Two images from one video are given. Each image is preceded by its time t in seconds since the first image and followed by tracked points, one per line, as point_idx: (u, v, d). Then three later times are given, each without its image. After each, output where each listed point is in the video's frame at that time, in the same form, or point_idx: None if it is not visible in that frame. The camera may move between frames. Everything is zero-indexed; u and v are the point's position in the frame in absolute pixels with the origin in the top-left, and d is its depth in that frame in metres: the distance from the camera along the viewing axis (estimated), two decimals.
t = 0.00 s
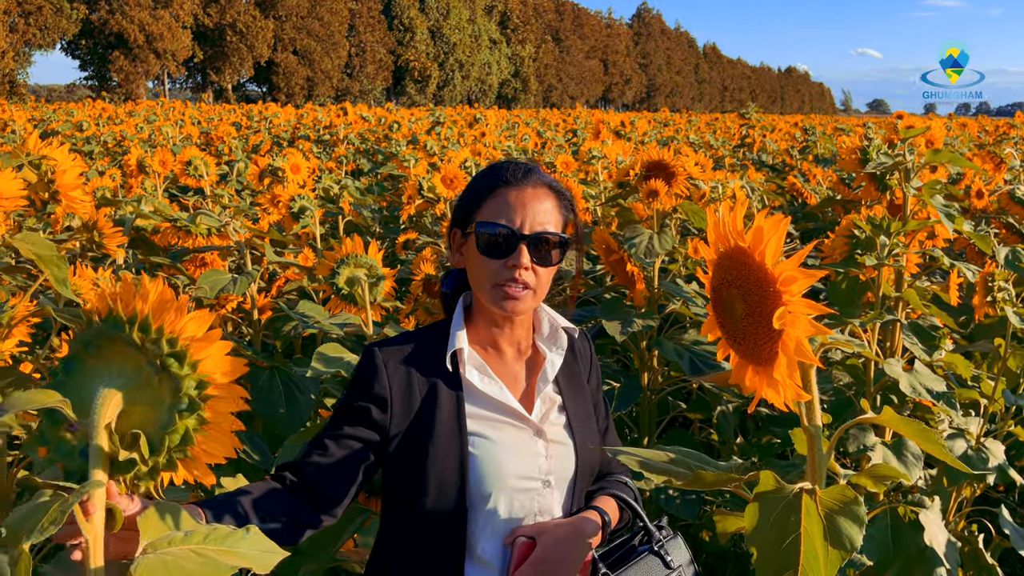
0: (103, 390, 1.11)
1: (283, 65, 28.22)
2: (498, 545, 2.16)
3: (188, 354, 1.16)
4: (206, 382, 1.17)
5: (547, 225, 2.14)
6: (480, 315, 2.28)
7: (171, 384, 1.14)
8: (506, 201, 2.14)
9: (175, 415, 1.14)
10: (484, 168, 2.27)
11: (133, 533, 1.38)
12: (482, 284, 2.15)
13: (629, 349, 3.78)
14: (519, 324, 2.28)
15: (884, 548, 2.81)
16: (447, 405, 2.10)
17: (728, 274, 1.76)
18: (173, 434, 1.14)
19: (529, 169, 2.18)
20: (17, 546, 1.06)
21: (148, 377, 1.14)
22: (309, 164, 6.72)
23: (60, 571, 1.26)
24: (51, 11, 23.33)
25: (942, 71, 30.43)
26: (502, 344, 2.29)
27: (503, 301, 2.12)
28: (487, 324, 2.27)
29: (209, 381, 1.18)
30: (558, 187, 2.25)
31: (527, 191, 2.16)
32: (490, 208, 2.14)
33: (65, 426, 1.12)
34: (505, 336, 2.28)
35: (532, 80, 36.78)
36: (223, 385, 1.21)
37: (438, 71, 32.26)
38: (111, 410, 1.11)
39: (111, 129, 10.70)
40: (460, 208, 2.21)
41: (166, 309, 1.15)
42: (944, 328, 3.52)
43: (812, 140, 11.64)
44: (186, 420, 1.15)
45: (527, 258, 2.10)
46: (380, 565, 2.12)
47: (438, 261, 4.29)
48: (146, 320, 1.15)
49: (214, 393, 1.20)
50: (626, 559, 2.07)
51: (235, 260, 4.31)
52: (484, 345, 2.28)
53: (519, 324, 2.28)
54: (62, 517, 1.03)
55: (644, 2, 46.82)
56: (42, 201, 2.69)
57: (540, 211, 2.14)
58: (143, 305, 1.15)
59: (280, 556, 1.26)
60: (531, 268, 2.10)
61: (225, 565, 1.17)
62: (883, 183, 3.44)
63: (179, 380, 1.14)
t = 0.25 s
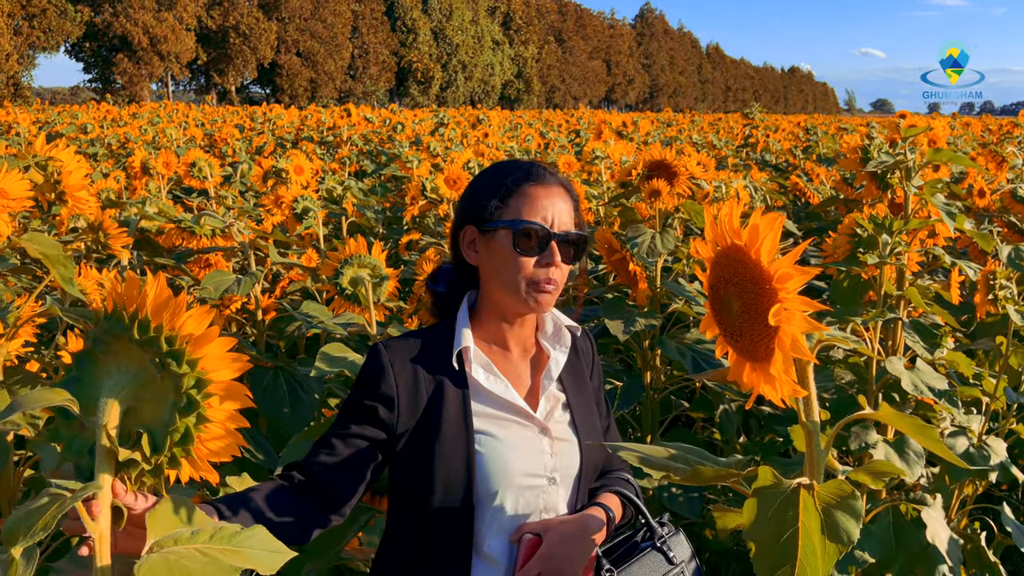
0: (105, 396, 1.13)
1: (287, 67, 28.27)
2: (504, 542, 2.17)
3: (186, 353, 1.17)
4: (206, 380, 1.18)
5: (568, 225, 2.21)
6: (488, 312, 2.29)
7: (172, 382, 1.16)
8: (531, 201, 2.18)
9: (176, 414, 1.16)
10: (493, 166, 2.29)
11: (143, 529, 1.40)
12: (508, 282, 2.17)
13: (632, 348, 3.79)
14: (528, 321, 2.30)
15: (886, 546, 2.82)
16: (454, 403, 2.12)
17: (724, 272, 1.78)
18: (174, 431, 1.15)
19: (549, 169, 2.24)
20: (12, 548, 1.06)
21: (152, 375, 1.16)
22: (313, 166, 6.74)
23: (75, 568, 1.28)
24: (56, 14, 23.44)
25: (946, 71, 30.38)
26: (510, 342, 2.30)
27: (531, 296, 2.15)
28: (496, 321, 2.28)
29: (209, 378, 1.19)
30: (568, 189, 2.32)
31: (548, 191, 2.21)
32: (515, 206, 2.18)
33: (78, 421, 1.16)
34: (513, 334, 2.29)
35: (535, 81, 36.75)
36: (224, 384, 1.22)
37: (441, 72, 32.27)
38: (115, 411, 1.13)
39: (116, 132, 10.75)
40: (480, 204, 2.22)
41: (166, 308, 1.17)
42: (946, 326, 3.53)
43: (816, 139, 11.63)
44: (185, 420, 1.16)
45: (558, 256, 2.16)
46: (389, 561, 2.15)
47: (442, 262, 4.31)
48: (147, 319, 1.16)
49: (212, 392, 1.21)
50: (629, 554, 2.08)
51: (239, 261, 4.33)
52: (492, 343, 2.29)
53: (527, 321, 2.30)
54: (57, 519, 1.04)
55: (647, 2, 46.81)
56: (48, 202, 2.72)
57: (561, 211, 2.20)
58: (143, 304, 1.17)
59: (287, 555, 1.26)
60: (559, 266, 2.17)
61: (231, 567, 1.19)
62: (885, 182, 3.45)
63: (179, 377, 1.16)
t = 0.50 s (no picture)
0: (111, 401, 1.15)
1: (289, 70, 28.35)
2: (507, 542, 2.19)
3: (190, 359, 1.19)
4: (209, 386, 1.20)
5: (574, 229, 2.24)
6: (492, 315, 2.31)
7: (177, 387, 1.18)
8: (542, 206, 2.20)
9: (180, 419, 1.17)
10: (495, 171, 2.32)
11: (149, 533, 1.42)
12: (518, 286, 2.19)
13: (632, 350, 3.81)
14: (531, 323, 2.32)
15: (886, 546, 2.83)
16: (457, 405, 2.14)
17: (718, 275, 1.80)
18: (177, 436, 1.17)
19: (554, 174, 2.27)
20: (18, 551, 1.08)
21: (156, 380, 1.18)
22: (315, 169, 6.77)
23: (81, 569, 1.30)
24: (60, 19, 23.56)
25: (948, 70, 30.35)
26: (513, 344, 2.31)
27: (541, 300, 2.18)
28: (499, 324, 2.30)
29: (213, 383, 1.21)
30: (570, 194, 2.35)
31: (555, 195, 2.24)
32: (526, 211, 2.20)
33: (84, 424, 1.17)
34: (517, 336, 2.31)
35: (538, 83, 36.77)
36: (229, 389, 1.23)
37: (443, 75, 32.31)
38: (119, 416, 1.16)
39: (119, 136, 10.80)
40: (488, 208, 2.23)
41: (171, 314, 1.19)
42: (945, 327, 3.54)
43: (818, 140, 11.63)
44: (189, 425, 1.17)
45: (568, 261, 2.18)
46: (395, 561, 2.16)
47: (443, 264, 4.33)
48: (152, 324, 1.18)
49: (215, 397, 1.23)
50: (628, 554, 2.10)
51: (242, 264, 4.36)
52: (495, 345, 2.31)
53: (530, 324, 2.32)
54: (62, 524, 1.06)
55: (649, 4, 46.83)
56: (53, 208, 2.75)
57: (568, 216, 2.23)
58: (148, 309, 1.19)
59: (291, 558, 1.27)
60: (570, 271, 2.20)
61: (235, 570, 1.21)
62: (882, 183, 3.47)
63: (183, 382, 1.18)
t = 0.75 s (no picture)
0: (122, 403, 1.17)
1: (291, 74, 28.40)
2: (512, 544, 2.20)
3: (202, 363, 1.20)
4: (220, 391, 1.21)
5: (576, 232, 2.25)
6: (498, 318, 2.32)
7: (187, 392, 1.19)
8: (545, 209, 2.22)
9: (191, 423, 1.19)
10: (500, 175, 2.33)
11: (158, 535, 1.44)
12: (521, 289, 2.20)
13: (634, 352, 3.82)
14: (536, 326, 2.33)
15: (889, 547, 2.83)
16: (463, 407, 2.15)
17: (721, 277, 1.81)
18: (189, 440, 1.18)
19: (557, 178, 2.29)
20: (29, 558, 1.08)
21: (166, 385, 1.19)
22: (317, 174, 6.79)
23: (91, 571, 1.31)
24: (62, 25, 23.65)
25: (949, 70, 30.33)
26: (518, 347, 2.32)
27: (543, 303, 2.19)
28: (505, 327, 2.31)
29: (225, 389, 1.22)
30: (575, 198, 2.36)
31: (558, 199, 2.25)
32: (529, 214, 2.21)
33: (93, 430, 1.19)
34: (523, 339, 2.32)
35: (539, 85, 36.80)
36: (240, 394, 1.25)
37: (445, 78, 32.35)
38: (130, 420, 1.17)
39: (122, 142, 10.84)
40: (491, 211, 2.25)
41: (183, 320, 1.21)
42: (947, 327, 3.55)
43: (819, 141, 11.63)
44: (201, 429, 1.19)
45: (570, 264, 2.19)
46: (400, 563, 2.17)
47: (445, 268, 4.35)
48: (163, 330, 1.20)
49: (226, 402, 1.24)
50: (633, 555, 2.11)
51: (246, 269, 4.39)
52: (500, 348, 2.31)
53: (536, 327, 2.33)
54: (77, 526, 1.07)
55: (649, 6, 46.86)
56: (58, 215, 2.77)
57: (570, 219, 2.24)
58: (159, 315, 1.20)
59: (296, 561, 1.28)
60: (573, 273, 2.21)
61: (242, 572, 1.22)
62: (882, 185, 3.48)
63: (194, 387, 1.19)
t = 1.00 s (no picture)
0: (127, 403, 1.17)
1: (292, 79, 28.44)
2: (513, 546, 2.21)
3: (207, 369, 1.22)
4: (225, 396, 1.23)
5: (566, 234, 2.24)
6: (497, 323, 2.34)
7: (192, 398, 1.20)
8: (528, 213, 2.23)
9: (196, 428, 1.20)
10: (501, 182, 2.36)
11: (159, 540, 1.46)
12: (505, 292, 2.22)
13: (635, 355, 3.83)
14: (535, 330, 2.34)
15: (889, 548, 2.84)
16: (463, 411, 2.16)
17: (717, 280, 1.82)
18: (193, 445, 1.20)
19: (551, 182, 2.29)
20: (49, 558, 1.10)
21: (170, 391, 1.20)
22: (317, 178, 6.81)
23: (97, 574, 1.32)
24: (64, 32, 23.71)
25: (949, 70, 30.33)
26: (518, 352, 2.34)
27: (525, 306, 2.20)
28: (504, 332, 2.33)
29: (230, 396, 1.25)
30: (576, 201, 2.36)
31: (549, 202, 2.25)
32: (512, 218, 2.24)
33: (91, 438, 1.20)
34: (521, 343, 2.33)
35: (540, 88, 36.81)
36: (243, 400, 1.27)
37: (445, 81, 32.37)
38: (132, 425, 1.17)
39: (124, 148, 10.86)
40: (481, 218, 2.29)
41: (187, 327, 1.23)
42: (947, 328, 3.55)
43: (819, 142, 11.63)
44: (206, 433, 1.20)
45: (549, 265, 2.18)
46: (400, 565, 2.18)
47: (446, 272, 4.36)
48: (168, 336, 1.21)
49: (231, 407, 1.26)
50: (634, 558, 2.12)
51: (247, 274, 4.40)
52: (500, 353, 2.33)
53: (534, 331, 2.34)
54: (92, 526, 1.08)
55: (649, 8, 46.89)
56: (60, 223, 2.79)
57: (560, 221, 2.24)
58: (164, 321, 1.22)
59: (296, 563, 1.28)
60: (552, 275, 2.19)
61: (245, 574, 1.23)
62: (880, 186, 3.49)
63: (199, 393, 1.20)
